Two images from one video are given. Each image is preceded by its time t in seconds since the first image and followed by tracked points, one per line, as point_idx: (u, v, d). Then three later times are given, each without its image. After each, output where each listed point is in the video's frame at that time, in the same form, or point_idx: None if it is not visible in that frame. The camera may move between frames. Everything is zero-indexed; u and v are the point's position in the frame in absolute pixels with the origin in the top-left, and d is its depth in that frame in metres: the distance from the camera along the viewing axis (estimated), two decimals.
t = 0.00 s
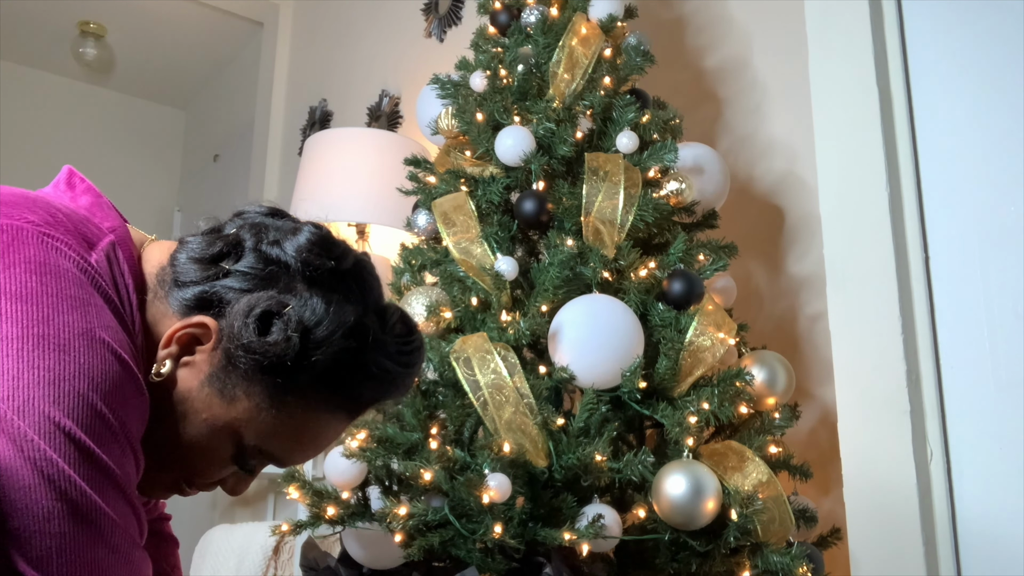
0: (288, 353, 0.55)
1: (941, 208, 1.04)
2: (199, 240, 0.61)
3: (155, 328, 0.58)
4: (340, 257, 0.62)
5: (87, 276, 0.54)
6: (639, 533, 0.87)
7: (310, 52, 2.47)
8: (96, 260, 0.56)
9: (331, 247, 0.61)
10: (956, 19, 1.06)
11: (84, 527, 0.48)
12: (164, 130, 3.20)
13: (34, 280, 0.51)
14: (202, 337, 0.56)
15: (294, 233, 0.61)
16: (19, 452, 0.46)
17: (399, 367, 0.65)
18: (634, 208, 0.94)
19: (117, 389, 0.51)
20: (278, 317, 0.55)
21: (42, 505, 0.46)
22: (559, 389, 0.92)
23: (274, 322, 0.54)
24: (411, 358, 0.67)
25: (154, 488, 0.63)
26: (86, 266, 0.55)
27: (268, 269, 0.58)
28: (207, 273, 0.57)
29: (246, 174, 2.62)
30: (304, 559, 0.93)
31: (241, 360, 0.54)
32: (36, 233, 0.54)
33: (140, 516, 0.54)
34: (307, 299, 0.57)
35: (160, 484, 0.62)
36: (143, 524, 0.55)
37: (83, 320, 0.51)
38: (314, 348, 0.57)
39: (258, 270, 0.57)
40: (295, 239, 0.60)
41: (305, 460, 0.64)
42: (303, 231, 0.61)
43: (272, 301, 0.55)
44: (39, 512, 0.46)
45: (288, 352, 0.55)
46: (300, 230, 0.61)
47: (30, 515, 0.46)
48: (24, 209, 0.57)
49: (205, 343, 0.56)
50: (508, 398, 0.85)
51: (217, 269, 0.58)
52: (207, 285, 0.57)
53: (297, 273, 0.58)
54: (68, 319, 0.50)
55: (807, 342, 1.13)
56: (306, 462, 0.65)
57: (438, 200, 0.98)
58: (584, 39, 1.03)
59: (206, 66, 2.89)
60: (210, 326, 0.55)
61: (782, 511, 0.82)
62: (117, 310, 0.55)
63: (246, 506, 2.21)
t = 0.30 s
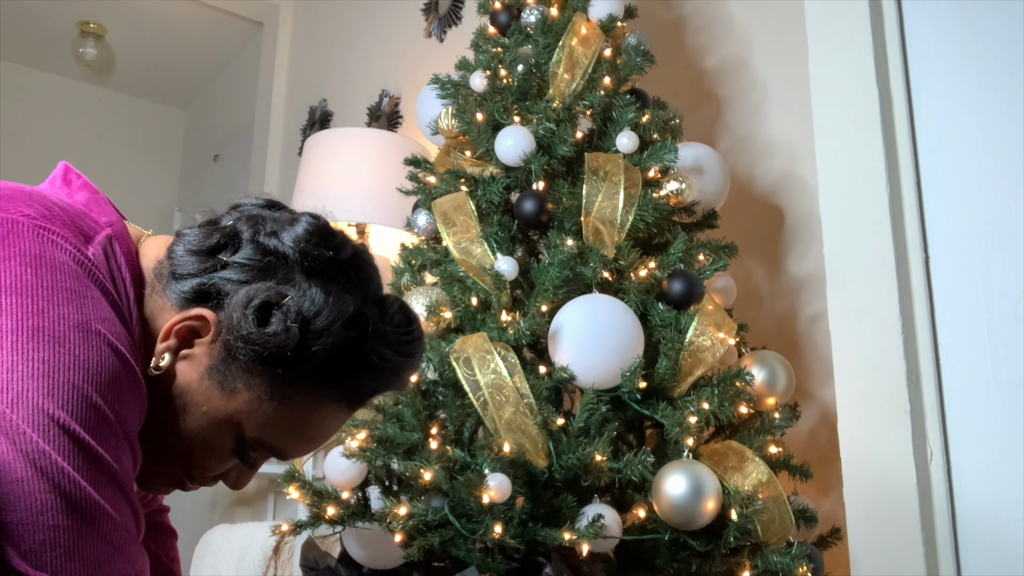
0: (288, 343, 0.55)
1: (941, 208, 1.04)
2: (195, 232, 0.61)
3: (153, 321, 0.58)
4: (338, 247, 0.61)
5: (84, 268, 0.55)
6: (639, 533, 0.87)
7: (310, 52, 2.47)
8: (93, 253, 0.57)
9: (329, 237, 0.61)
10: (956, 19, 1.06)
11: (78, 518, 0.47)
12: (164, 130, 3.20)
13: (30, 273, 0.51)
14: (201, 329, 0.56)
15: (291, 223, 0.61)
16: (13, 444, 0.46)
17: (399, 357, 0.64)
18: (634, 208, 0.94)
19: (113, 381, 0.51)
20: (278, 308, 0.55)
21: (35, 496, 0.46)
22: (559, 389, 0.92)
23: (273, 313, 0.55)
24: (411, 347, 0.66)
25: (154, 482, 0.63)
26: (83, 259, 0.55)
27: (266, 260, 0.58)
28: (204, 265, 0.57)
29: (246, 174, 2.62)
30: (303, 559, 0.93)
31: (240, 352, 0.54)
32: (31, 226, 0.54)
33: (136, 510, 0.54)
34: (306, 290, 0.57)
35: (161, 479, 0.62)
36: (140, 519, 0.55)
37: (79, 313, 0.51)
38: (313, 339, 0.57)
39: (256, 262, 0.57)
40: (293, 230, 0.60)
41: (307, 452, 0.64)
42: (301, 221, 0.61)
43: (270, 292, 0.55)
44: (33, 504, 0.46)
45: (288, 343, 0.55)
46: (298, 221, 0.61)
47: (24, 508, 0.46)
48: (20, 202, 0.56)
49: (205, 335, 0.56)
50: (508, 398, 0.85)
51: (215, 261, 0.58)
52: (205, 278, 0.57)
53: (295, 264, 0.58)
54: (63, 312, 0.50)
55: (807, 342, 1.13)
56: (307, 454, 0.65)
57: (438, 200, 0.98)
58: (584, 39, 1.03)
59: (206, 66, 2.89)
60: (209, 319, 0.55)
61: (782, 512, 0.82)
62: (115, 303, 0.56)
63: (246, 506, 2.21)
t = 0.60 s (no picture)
0: (283, 339, 0.54)
1: (941, 208, 1.04)
2: (189, 227, 0.61)
3: (150, 314, 0.58)
4: (333, 239, 0.61)
5: (81, 257, 0.55)
6: (639, 533, 0.87)
7: (310, 52, 2.47)
8: (89, 242, 0.57)
9: (323, 229, 0.60)
10: (956, 19, 1.06)
11: (82, 503, 0.47)
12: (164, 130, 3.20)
13: (26, 262, 0.52)
14: (195, 325, 0.56)
15: (285, 216, 0.61)
16: (12, 432, 0.46)
17: (398, 350, 0.63)
18: (634, 208, 0.94)
19: (114, 367, 0.51)
20: (272, 304, 0.55)
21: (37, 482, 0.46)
22: (559, 389, 0.92)
23: (267, 308, 0.55)
24: (409, 340, 0.65)
25: (157, 476, 0.63)
26: (79, 248, 0.55)
27: (260, 254, 0.58)
28: (198, 260, 0.57)
29: (246, 174, 2.62)
30: (303, 559, 0.93)
31: (236, 349, 0.54)
32: (27, 217, 0.55)
33: (139, 499, 0.54)
34: (300, 284, 0.56)
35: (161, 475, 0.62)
36: (142, 510, 0.55)
37: (75, 300, 0.51)
38: (309, 334, 0.56)
39: (250, 256, 0.57)
40: (286, 223, 0.60)
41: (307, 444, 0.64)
42: (294, 214, 0.60)
43: (264, 287, 0.55)
44: (34, 492, 0.46)
45: (283, 339, 0.54)
46: (291, 213, 0.60)
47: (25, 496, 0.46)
48: (16, 195, 0.57)
49: (199, 330, 0.56)
50: (508, 398, 0.84)
51: (208, 256, 0.58)
52: (199, 273, 0.57)
53: (289, 257, 0.58)
54: (60, 299, 0.51)
55: (807, 342, 1.13)
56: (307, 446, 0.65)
57: (438, 200, 0.98)
58: (584, 39, 1.03)
59: (206, 66, 2.89)
60: (202, 314, 0.55)
61: (782, 512, 0.81)
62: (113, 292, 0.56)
63: (245, 506, 2.21)
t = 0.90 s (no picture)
0: (277, 342, 0.54)
1: (940, 208, 1.04)
2: (185, 223, 0.60)
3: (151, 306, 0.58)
4: (331, 238, 0.60)
5: (82, 245, 0.55)
6: (639, 533, 0.87)
7: (310, 52, 2.47)
8: (90, 231, 0.57)
9: (321, 228, 0.59)
10: (956, 20, 1.06)
11: (95, 484, 0.47)
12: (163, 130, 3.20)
13: (28, 250, 0.51)
14: (192, 323, 0.56)
15: (282, 214, 0.60)
16: (23, 419, 0.46)
17: (396, 348, 0.63)
18: (634, 208, 0.94)
19: (122, 352, 0.51)
20: (267, 306, 0.54)
21: (50, 467, 0.46)
22: (559, 389, 0.92)
23: (262, 311, 0.54)
24: (408, 337, 0.65)
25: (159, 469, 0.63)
26: (81, 237, 0.55)
27: (256, 254, 0.57)
28: (194, 259, 0.57)
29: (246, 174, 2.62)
30: (303, 559, 0.93)
31: (231, 350, 0.54)
32: (27, 206, 0.55)
33: (152, 479, 0.54)
34: (296, 285, 0.56)
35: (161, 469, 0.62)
36: (157, 491, 0.56)
37: (79, 287, 0.51)
38: (304, 336, 0.56)
39: (246, 256, 0.57)
40: (283, 220, 0.59)
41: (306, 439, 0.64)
42: (291, 212, 0.60)
43: (259, 289, 0.55)
44: (47, 476, 0.46)
45: (277, 342, 0.54)
46: (288, 211, 0.60)
47: (39, 480, 0.46)
48: (15, 184, 0.57)
49: (196, 329, 0.56)
50: (508, 398, 0.84)
51: (204, 254, 0.57)
52: (194, 272, 0.56)
53: (286, 256, 0.57)
54: (64, 287, 0.50)
55: (807, 342, 1.13)
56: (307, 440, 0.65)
57: (438, 200, 0.98)
58: (584, 39, 1.03)
59: (205, 66, 2.89)
60: (199, 312, 0.55)
61: (782, 512, 0.82)
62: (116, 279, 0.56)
63: (245, 506, 2.21)
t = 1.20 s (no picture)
0: (271, 307, 0.54)
1: (940, 208, 1.04)
2: (182, 189, 0.59)
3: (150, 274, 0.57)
4: (327, 202, 0.59)
5: (80, 205, 0.54)
6: (639, 533, 0.87)
7: (310, 53, 2.47)
8: (88, 191, 0.56)
9: (316, 193, 0.58)
10: (956, 19, 1.06)
11: (101, 436, 0.47)
12: (163, 130, 3.20)
13: (25, 210, 0.51)
14: (190, 288, 0.55)
15: (277, 179, 0.59)
16: (25, 375, 0.46)
17: (394, 315, 0.62)
18: (634, 208, 0.94)
19: (122, 308, 0.51)
20: (260, 270, 0.54)
21: (55, 421, 0.46)
22: (559, 389, 0.92)
23: (256, 275, 0.54)
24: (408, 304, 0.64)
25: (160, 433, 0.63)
26: (78, 197, 0.55)
27: (251, 219, 0.57)
28: (190, 224, 0.56)
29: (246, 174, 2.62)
30: (304, 559, 0.94)
31: (226, 316, 0.54)
32: (23, 167, 0.54)
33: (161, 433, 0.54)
34: (291, 249, 0.56)
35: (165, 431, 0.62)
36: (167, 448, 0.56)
37: (76, 245, 0.51)
38: (298, 301, 0.56)
39: (241, 221, 0.56)
40: (278, 185, 0.58)
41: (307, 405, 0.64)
42: (286, 176, 0.59)
43: (253, 253, 0.54)
44: (51, 430, 0.46)
45: (271, 306, 0.54)
46: (283, 175, 0.59)
47: (42, 436, 0.46)
48: (10, 146, 0.56)
49: (193, 294, 0.55)
50: (508, 398, 0.84)
51: (200, 219, 0.57)
52: (190, 238, 0.56)
53: (280, 222, 0.57)
54: (61, 245, 0.50)
55: (807, 342, 1.13)
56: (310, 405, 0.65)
57: (438, 200, 0.98)
58: (584, 39, 1.03)
59: (205, 66, 2.89)
60: (196, 278, 0.55)
61: (781, 512, 0.82)
62: (115, 239, 0.55)
63: (245, 507, 2.21)
